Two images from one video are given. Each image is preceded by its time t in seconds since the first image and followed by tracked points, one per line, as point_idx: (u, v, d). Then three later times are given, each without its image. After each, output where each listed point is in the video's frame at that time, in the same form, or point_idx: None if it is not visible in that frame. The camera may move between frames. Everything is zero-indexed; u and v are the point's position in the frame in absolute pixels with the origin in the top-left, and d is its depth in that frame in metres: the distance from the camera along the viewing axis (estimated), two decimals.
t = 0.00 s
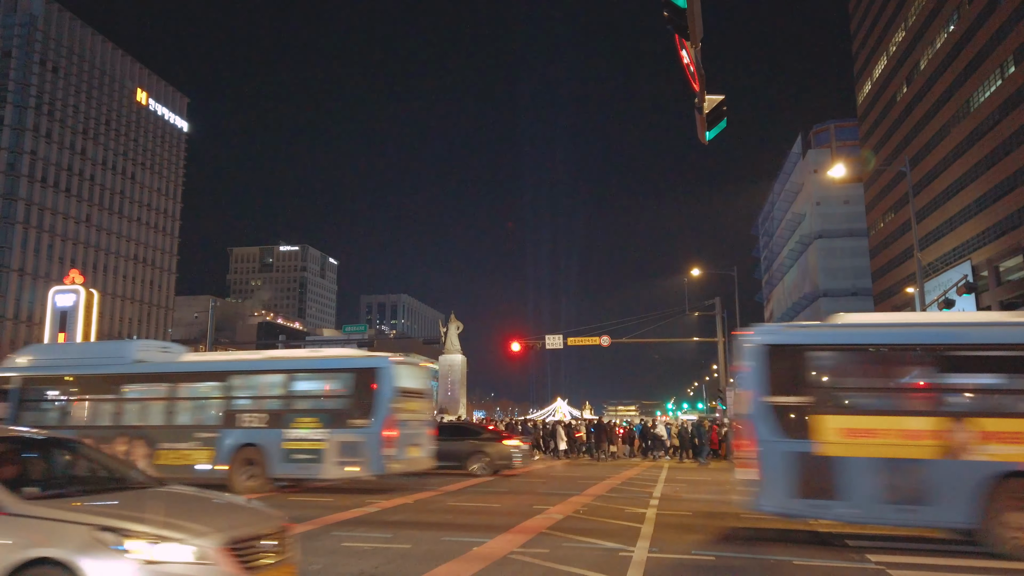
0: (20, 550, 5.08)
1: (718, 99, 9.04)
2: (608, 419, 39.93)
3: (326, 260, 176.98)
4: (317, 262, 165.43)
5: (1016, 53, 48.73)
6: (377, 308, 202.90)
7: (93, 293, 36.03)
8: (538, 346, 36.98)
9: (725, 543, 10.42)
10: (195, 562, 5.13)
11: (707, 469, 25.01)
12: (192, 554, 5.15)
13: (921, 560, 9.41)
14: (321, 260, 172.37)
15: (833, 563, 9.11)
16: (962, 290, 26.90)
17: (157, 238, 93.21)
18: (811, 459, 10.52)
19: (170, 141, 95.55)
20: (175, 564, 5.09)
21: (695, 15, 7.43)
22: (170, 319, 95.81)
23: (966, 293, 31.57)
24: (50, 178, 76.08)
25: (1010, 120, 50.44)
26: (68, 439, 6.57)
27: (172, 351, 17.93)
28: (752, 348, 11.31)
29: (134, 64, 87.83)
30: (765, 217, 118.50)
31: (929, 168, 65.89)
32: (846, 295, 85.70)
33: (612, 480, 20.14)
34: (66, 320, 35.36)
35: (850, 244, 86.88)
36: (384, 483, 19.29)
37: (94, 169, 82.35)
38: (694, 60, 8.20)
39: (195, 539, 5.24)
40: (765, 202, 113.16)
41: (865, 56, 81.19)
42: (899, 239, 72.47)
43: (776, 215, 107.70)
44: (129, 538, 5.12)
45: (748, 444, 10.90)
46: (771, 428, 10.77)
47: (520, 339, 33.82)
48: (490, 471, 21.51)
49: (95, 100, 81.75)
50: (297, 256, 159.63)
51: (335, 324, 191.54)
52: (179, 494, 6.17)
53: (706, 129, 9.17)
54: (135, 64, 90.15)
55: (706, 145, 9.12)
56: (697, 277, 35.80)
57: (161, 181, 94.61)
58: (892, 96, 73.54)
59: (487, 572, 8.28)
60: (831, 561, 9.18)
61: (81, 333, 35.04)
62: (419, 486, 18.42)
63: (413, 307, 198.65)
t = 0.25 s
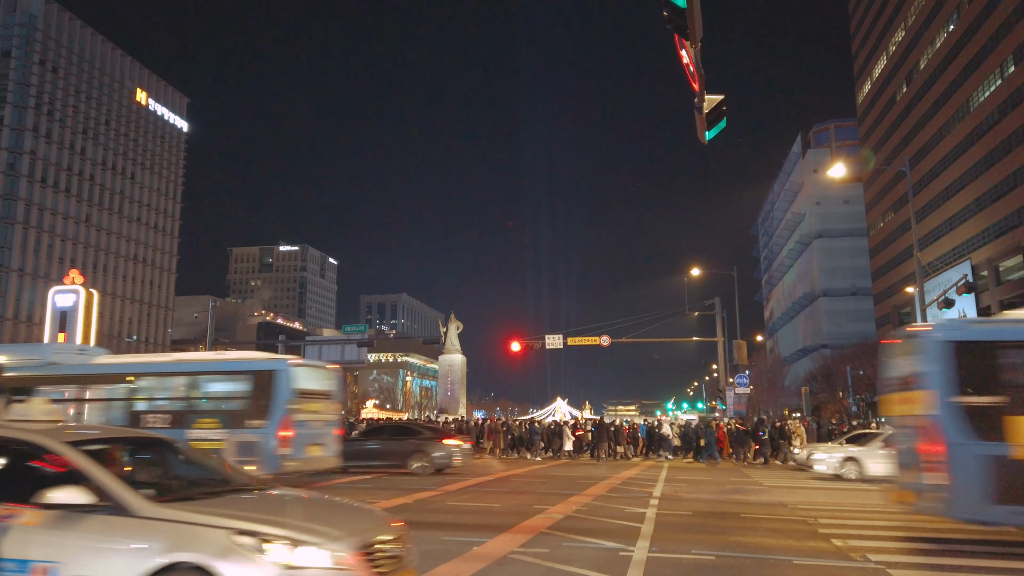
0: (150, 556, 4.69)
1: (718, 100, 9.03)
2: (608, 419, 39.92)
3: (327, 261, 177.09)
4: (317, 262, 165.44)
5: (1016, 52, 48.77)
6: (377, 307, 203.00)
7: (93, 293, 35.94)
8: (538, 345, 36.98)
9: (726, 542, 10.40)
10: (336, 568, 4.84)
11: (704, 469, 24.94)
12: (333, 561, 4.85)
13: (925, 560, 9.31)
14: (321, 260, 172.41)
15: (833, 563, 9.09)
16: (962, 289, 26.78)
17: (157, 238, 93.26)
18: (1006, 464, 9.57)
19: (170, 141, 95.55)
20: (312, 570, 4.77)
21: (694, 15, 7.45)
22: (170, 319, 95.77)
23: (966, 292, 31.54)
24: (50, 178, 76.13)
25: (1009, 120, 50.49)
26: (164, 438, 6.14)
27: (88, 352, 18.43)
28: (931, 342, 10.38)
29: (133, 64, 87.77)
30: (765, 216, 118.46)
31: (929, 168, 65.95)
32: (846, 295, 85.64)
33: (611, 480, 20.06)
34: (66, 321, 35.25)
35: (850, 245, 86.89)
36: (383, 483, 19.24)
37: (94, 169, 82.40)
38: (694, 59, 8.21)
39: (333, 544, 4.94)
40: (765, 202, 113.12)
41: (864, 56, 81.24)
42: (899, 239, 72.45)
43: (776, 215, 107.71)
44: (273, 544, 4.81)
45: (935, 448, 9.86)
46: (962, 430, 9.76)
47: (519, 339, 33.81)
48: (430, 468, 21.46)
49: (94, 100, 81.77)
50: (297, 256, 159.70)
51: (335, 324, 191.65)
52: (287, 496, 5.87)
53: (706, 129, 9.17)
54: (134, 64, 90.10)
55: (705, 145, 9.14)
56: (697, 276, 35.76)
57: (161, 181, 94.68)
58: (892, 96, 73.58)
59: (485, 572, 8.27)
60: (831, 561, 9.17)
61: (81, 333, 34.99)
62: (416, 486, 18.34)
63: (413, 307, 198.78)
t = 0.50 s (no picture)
0: (284, 559, 4.65)
1: (718, 100, 9.03)
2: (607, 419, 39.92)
3: (326, 261, 176.80)
4: (316, 262, 165.46)
5: (1015, 53, 48.82)
6: (376, 307, 203.02)
7: (92, 293, 35.85)
8: (537, 345, 36.96)
9: (727, 542, 10.43)
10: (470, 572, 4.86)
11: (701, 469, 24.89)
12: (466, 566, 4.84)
13: (925, 560, 9.30)
14: (321, 260, 172.16)
15: (832, 563, 9.10)
16: (961, 290, 26.67)
17: (156, 238, 93.21)
18: None
19: (169, 141, 95.48)
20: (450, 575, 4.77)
21: (695, 15, 7.45)
22: (169, 319, 95.70)
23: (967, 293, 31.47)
24: (50, 178, 76.11)
25: (1008, 120, 50.53)
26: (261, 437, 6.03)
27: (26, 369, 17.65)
28: None
29: (132, 64, 87.72)
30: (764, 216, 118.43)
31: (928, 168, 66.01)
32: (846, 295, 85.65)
33: (610, 480, 20.00)
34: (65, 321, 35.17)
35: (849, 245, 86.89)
36: (382, 484, 19.19)
37: (93, 169, 82.36)
38: (694, 59, 8.21)
39: (462, 549, 4.95)
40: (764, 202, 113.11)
41: (864, 56, 81.24)
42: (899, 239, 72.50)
43: (776, 215, 107.73)
44: (407, 547, 4.79)
45: None
46: None
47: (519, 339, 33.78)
48: (368, 468, 21.66)
49: (94, 100, 81.70)
50: (297, 255, 159.50)
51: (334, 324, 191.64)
52: (392, 498, 5.92)
53: (706, 129, 9.17)
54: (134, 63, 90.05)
55: (706, 145, 9.14)
56: (697, 276, 35.73)
57: (160, 181, 94.61)
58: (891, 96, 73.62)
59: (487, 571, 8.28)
60: (829, 561, 9.17)
61: (80, 333, 34.92)
62: (412, 486, 18.28)
63: (413, 307, 198.44)
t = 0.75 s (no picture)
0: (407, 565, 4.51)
1: (717, 100, 9.04)
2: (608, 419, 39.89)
3: (326, 261, 176.73)
4: (316, 261, 165.51)
5: (1015, 53, 48.85)
6: (376, 306, 203.89)
7: (91, 292, 35.74)
8: (537, 345, 36.99)
9: (730, 542, 10.43)
10: None
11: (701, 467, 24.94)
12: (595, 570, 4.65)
13: (924, 559, 9.33)
14: (320, 259, 172.06)
15: (830, 562, 9.11)
16: (960, 291, 26.70)
17: (156, 238, 93.18)
18: None
19: (169, 140, 95.44)
20: None
21: (694, 15, 7.46)
22: (169, 319, 95.67)
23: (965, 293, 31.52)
24: (49, 177, 76.09)
25: (1008, 120, 50.53)
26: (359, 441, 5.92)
27: None
28: None
29: (132, 63, 87.62)
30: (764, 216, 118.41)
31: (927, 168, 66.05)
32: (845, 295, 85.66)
33: (611, 480, 19.91)
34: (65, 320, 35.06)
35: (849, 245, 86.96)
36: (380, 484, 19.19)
37: (93, 168, 82.34)
38: (694, 59, 8.22)
39: (589, 553, 4.75)
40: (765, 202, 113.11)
41: (864, 56, 81.25)
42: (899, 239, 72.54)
43: (775, 215, 107.78)
44: (533, 548, 4.63)
45: None
46: None
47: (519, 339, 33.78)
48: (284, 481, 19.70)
49: (94, 99, 81.62)
50: (296, 255, 159.43)
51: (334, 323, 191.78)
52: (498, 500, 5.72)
53: (706, 129, 9.18)
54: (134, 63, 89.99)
55: (705, 145, 9.15)
56: (696, 276, 35.75)
57: (160, 180, 94.55)
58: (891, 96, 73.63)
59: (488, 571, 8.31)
60: (828, 561, 9.18)
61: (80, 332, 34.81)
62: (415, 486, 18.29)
63: (413, 307, 198.37)
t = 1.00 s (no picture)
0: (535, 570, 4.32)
1: (717, 100, 9.06)
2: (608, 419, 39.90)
3: (325, 261, 176.79)
4: (315, 261, 165.57)
5: (1013, 53, 48.93)
6: (375, 306, 204.01)
7: (90, 292, 35.71)
8: (536, 345, 37.05)
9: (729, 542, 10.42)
10: None
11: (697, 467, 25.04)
12: None
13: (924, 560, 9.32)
14: (319, 259, 172.17)
15: (829, 562, 9.10)
16: (959, 291, 26.72)
17: (155, 237, 93.15)
18: None
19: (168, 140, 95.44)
20: None
21: (695, 15, 7.46)
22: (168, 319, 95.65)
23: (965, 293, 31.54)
24: (48, 177, 76.06)
25: (1007, 120, 50.58)
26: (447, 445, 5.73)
27: None
28: None
29: (132, 63, 87.65)
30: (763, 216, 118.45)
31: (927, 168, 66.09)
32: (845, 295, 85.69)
33: (609, 480, 19.86)
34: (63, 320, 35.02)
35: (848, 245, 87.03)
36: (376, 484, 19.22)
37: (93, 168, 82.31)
38: (693, 60, 8.23)
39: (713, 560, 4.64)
40: (764, 202, 113.10)
41: (863, 56, 81.30)
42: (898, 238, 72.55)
43: (774, 215, 107.84)
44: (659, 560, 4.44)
45: None
46: None
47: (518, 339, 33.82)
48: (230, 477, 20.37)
49: (93, 99, 81.59)
50: (295, 255, 159.48)
51: (333, 323, 191.78)
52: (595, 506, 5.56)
53: (704, 130, 9.20)
54: (133, 63, 90.02)
55: (704, 145, 9.16)
56: (695, 276, 35.80)
57: (159, 180, 94.54)
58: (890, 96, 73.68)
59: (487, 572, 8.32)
60: (828, 561, 9.17)
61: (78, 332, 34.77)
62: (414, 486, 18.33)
63: (412, 307, 198.46)
